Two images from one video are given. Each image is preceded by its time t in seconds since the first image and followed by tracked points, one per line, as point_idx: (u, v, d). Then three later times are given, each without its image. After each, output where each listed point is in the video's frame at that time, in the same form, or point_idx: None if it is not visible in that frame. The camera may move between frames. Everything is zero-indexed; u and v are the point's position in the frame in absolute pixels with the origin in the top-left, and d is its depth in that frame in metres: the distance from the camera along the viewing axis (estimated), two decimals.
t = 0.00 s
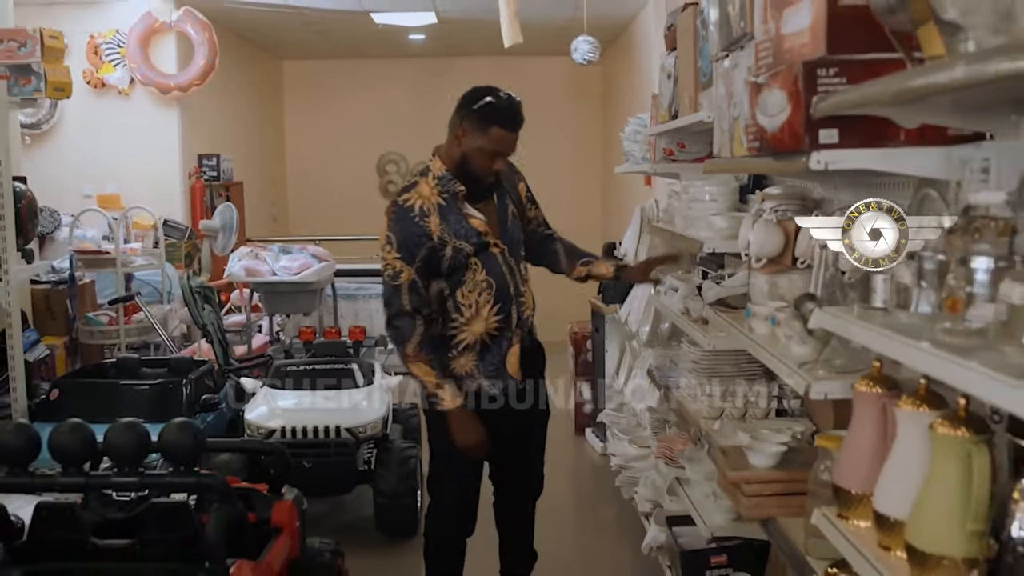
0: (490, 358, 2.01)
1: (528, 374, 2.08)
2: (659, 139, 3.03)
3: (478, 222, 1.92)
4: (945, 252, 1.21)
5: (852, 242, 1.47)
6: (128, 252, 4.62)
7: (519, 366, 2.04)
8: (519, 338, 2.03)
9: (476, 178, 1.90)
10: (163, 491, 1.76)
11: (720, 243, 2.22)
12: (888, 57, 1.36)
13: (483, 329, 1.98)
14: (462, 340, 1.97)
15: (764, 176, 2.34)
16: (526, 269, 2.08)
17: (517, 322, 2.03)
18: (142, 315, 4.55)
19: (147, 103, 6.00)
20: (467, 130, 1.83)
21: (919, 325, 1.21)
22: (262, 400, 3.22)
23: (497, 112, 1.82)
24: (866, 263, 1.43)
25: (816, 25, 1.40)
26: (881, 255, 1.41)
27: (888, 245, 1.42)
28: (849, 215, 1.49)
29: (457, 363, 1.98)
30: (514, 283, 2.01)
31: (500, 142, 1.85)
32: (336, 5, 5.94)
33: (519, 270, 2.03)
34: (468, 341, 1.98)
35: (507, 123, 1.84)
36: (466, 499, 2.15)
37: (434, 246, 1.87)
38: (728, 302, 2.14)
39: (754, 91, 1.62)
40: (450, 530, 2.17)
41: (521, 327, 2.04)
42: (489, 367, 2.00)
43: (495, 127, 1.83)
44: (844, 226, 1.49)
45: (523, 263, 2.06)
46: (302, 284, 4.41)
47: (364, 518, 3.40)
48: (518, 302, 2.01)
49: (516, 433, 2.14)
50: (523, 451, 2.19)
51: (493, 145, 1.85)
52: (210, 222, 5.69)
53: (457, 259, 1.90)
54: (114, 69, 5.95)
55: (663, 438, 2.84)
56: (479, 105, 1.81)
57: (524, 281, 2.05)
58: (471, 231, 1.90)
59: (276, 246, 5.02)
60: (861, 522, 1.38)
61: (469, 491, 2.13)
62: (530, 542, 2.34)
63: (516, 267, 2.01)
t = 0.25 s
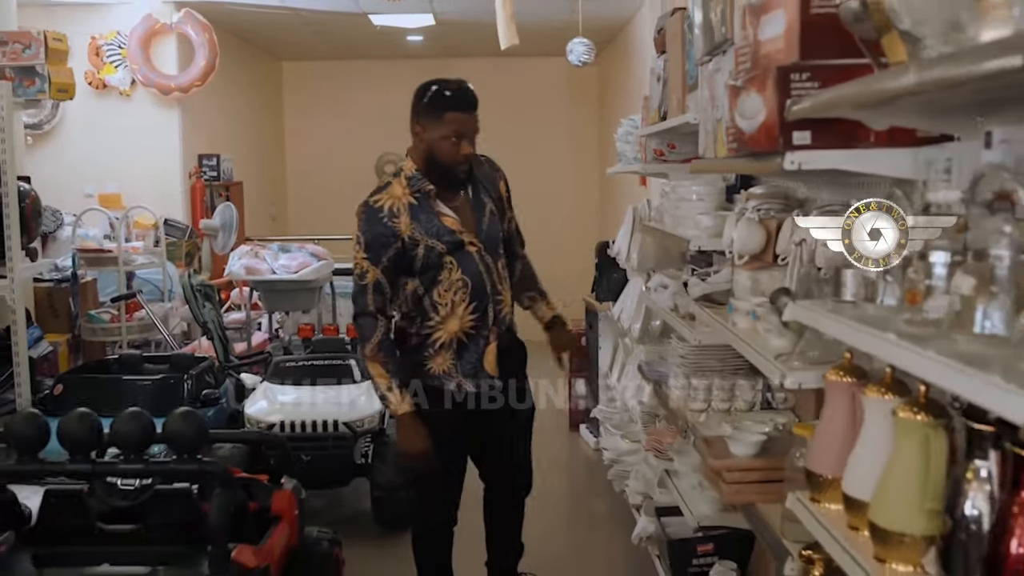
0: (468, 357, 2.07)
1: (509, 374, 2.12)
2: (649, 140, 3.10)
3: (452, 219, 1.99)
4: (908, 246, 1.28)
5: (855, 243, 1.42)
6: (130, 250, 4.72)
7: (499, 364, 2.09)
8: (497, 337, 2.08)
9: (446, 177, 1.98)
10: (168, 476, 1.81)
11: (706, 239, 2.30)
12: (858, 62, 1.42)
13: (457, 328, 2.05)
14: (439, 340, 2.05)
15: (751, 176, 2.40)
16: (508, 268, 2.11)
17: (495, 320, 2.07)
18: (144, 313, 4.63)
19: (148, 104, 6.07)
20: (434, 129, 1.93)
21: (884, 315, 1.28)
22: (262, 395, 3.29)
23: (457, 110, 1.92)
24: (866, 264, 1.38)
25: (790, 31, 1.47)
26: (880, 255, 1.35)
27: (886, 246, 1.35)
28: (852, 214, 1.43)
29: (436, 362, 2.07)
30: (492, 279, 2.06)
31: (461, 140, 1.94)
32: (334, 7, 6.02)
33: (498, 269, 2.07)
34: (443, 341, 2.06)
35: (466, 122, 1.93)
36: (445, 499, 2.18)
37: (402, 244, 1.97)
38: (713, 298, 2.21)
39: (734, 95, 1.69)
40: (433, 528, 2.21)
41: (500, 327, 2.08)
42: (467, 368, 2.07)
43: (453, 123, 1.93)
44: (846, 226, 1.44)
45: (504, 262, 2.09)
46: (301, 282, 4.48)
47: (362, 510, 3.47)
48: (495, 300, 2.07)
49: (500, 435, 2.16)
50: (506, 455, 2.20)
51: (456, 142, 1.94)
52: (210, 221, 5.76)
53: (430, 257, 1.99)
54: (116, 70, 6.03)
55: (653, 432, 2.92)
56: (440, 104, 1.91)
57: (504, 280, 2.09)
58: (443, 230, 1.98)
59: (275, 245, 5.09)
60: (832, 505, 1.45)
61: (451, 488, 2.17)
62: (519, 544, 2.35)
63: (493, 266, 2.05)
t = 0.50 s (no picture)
0: (451, 357, 2.13)
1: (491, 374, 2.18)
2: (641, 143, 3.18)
3: (434, 220, 2.08)
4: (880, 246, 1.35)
5: (854, 244, 1.45)
6: (134, 251, 4.83)
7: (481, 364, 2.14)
8: (478, 337, 2.14)
9: (425, 179, 2.08)
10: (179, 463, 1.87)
11: (697, 241, 2.38)
12: (834, 72, 1.51)
13: (438, 329, 2.11)
14: (422, 341, 2.12)
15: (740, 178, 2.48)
16: (491, 269, 2.18)
17: (477, 321, 2.14)
18: (147, 312, 4.71)
19: (151, 106, 6.14)
20: (412, 133, 2.04)
21: (856, 311, 1.36)
22: (265, 393, 3.36)
23: (432, 114, 2.03)
24: (864, 263, 1.42)
25: (771, 43, 1.55)
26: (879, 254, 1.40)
27: (886, 247, 1.39)
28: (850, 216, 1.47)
29: (420, 364, 2.12)
30: (474, 280, 2.13)
31: (434, 143, 2.05)
32: (334, 11, 6.10)
33: (480, 270, 2.14)
34: (426, 342, 2.12)
35: (440, 125, 2.04)
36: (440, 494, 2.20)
37: (384, 246, 2.05)
38: (702, 296, 2.29)
39: (720, 103, 1.77)
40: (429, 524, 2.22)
41: (482, 327, 2.15)
42: (451, 368, 2.12)
43: (428, 127, 2.03)
44: (846, 227, 1.47)
45: (486, 263, 2.16)
46: (302, 282, 4.55)
47: (363, 506, 3.54)
48: (476, 301, 2.13)
49: (491, 432, 2.20)
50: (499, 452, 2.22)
51: (432, 145, 2.05)
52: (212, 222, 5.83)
53: (411, 258, 2.07)
54: (119, 73, 6.09)
55: (646, 428, 2.99)
56: (414, 109, 2.02)
57: (485, 281, 2.16)
58: (424, 232, 2.07)
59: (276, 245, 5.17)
60: (812, 492, 1.53)
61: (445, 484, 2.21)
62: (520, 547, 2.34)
63: (474, 267, 2.13)
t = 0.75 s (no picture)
0: (443, 355, 2.25)
1: (483, 372, 2.29)
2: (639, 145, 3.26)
3: (426, 219, 2.21)
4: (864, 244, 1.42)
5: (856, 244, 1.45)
6: (140, 250, 4.93)
7: (471, 362, 2.26)
8: (468, 335, 2.26)
9: (418, 180, 2.21)
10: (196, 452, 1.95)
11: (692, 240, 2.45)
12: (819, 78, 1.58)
13: (429, 327, 2.24)
14: (414, 339, 2.25)
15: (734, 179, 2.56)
16: (486, 270, 2.29)
17: (467, 320, 2.26)
18: (154, 310, 4.79)
19: (155, 108, 6.22)
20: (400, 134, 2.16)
21: (840, 304, 1.43)
22: (271, 388, 3.43)
23: (418, 115, 2.15)
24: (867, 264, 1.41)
25: (760, 51, 1.63)
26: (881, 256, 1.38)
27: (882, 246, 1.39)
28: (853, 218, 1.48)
29: (414, 361, 2.26)
30: (465, 280, 2.24)
31: (420, 144, 2.17)
32: (336, 13, 6.18)
33: (473, 270, 2.25)
34: (419, 340, 2.25)
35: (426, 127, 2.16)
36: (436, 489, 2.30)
37: (378, 244, 2.19)
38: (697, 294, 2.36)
39: (713, 107, 1.84)
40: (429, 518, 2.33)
41: (471, 325, 2.27)
42: (443, 365, 2.25)
43: (412, 130, 2.16)
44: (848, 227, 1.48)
45: (480, 263, 2.27)
46: (306, 281, 4.61)
47: (366, 499, 3.62)
48: (466, 300, 2.25)
49: (487, 432, 2.30)
50: (499, 449, 2.30)
51: (419, 145, 2.17)
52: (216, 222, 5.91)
53: (403, 255, 2.20)
54: (124, 75, 6.17)
55: (643, 422, 3.08)
56: (402, 109, 2.15)
57: (478, 281, 2.26)
58: (416, 231, 2.19)
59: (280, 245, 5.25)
60: (800, 478, 1.60)
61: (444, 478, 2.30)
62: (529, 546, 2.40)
63: (466, 266, 2.24)
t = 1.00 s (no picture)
0: (437, 352, 2.29)
1: (477, 370, 2.32)
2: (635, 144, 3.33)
3: (425, 216, 2.24)
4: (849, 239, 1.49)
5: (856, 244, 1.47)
6: (143, 248, 5.01)
7: (465, 361, 2.29)
8: (462, 334, 2.29)
9: (417, 178, 2.23)
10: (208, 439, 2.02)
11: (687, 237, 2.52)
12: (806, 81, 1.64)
13: (425, 323, 2.27)
14: (409, 335, 2.28)
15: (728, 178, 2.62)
16: (485, 270, 2.31)
17: (461, 318, 2.29)
18: (157, 307, 4.86)
19: (157, 107, 6.28)
20: (399, 132, 2.18)
21: (826, 297, 1.50)
22: (274, 382, 3.49)
23: (418, 115, 2.16)
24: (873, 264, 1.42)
25: (751, 54, 1.69)
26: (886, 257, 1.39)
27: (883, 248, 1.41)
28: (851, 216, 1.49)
29: (409, 356, 2.29)
30: (460, 279, 2.27)
31: (418, 142, 2.19)
32: (336, 14, 6.24)
33: (470, 270, 2.28)
34: (414, 336, 2.28)
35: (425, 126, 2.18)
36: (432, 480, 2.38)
37: (376, 239, 2.23)
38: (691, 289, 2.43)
39: (706, 108, 1.91)
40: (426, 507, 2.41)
41: (466, 324, 2.29)
42: (437, 363, 2.28)
43: (408, 131, 2.17)
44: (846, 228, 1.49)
45: (478, 263, 2.29)
46: (307, 278, 4.67)
47: (367, 492, 3.69)
48: (462, 299, 2.28)
49: (482, 432, 2.36)
50: (492, 444, 2.36)
51: (418, 144, 2.20)
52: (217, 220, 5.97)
53: (400, 251, 2.23)
54: (126, 75, 6.22)
55: (638, 416, 3.14)
56: (401, 108, 2.16)
57: (475, 281, 2.29)
58: (414, 228, 2.22)
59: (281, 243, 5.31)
60: (788, 464, 1.67)
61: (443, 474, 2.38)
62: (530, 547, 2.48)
63: (462, 265, 2.26)
